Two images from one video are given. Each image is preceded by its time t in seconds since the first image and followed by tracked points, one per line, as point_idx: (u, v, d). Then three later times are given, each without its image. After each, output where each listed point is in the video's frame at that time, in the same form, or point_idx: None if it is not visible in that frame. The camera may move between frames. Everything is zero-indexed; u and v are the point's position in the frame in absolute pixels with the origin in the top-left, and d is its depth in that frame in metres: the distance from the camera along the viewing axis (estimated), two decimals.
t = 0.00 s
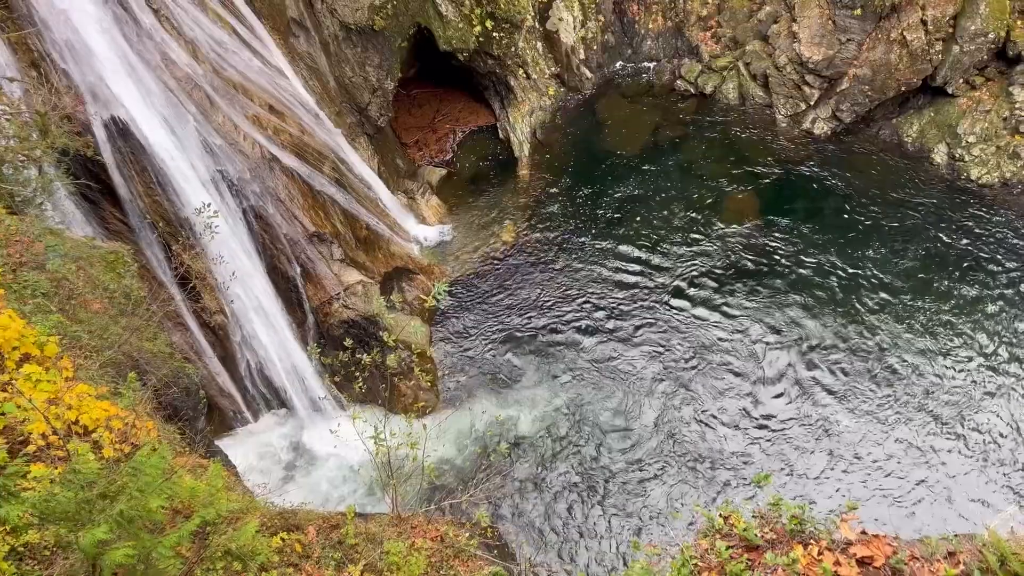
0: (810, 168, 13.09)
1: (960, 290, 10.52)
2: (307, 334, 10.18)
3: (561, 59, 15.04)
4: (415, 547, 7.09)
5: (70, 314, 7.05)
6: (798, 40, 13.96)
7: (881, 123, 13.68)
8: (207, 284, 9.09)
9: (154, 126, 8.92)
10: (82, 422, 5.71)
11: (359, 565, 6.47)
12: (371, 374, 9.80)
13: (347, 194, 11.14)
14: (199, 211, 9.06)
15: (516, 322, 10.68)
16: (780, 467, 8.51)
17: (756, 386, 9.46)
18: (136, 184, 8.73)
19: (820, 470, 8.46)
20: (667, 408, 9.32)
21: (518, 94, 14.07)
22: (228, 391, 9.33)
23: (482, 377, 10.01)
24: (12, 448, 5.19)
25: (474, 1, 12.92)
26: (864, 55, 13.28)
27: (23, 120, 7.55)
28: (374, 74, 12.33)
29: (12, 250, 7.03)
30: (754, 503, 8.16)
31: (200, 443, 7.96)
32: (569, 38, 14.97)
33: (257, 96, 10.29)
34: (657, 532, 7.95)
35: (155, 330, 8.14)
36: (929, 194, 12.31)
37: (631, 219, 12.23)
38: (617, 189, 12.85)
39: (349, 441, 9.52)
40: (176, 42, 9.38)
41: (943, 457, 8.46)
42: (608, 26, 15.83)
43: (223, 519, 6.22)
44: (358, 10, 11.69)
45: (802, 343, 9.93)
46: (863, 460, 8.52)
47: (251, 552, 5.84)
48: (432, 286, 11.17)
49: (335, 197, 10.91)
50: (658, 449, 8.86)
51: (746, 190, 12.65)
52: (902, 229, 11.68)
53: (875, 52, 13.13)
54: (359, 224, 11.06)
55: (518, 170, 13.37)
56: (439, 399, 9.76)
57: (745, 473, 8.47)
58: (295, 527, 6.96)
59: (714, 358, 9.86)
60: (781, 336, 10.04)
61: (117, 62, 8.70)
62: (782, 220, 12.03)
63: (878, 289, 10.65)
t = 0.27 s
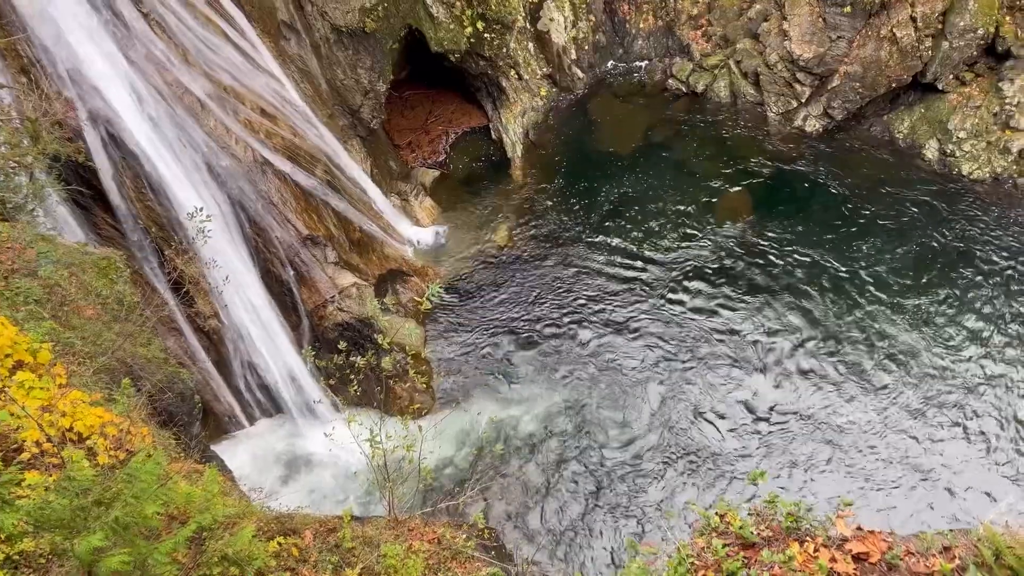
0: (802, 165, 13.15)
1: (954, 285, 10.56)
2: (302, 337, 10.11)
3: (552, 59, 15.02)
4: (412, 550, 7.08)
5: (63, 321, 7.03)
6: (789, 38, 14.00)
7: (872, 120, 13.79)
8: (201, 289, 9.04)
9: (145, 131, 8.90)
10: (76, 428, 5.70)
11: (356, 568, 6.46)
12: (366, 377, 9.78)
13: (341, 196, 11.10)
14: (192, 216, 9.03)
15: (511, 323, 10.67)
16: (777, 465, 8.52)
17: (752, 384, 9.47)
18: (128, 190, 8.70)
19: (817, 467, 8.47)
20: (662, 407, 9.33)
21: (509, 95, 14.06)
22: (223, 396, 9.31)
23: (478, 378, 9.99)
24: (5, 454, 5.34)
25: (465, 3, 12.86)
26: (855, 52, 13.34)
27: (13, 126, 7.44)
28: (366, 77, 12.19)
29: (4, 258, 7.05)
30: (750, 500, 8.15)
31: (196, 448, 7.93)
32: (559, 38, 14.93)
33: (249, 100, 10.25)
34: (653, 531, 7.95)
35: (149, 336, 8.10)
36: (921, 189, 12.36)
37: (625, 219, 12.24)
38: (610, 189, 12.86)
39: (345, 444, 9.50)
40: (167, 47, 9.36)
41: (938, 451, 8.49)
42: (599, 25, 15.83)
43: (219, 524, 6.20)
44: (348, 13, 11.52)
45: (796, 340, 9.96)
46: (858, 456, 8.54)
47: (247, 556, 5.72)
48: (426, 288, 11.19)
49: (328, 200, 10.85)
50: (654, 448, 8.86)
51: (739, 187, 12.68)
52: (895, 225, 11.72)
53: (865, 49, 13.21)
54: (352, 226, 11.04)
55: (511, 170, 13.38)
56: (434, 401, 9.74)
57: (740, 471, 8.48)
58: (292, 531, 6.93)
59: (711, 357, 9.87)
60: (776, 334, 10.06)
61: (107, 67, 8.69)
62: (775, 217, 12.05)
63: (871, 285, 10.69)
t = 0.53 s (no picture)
0: (795, 163, 13.18)
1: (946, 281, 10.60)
2: (296, 342, 10.11)
3: (544, 60, 14.99)
4: (410, 553, 7.06)
5: (56, 329, 7.01)
6: (779, 37, 13.99)
7: (864, 117, 13.84)
8: (195, 295, 9.03)
9: (137, 137, 8.86)
10: (71, 435, 5.78)
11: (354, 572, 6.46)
12: (362, 381, 9.76)
13: (333, 200, 11.08)
14: (184, 221, 8.96)
15: (506, 324, 10.66)
16: (774, 463, 8.53)
17: (748, 383, 9.48)
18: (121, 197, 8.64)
19: (814, 465, 8.47)
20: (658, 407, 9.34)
21: (501, 97, 14.01)
22: (219, 403, 9.24)
23: (474, 381, 9.98)
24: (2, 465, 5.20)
25: (455, 5, 12.76)
26: (845, 50, 13.40)
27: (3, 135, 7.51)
28: (357, 80, 12.18)
29: None
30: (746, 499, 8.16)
31: (191, 455, 7.90)
32: (551, 39, 14.89)
33: (240, 105, 10.23)
34: (651, 531, 7.95)
35: (143, 343, 8.05)
36: (912, 187, 12.42)
37: (619, 218, 12.25)
38: (603, 190, 12.87)
39: (341, 448, 9.48)
40: (157, 54, 9.37)
41: (934, 447, 8.51)
42: (590, 26, 15.81)
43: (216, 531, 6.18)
44: (339, 16, 11.54)
45: (791, 338, 9.98)
46: (854, 453, 8.55)
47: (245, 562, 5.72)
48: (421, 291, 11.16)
49: (321, 204, 10.81)
50: (651, 447, 8.87)
51: (731, 185, 12.70)
52: (887, 222, 11.76)
53: (855, 46, 13.28)
54: (346, 230, 10.99)
55: (504, 172, 13.38)
56: (430, 404, 9.72)
57: (736, 469, 8.50)
58: (289, 536, 6.93)
59: (706, 356, 9.88)
60: (772, 332, 10.07)
61: (98, 74, 8.67)
62: (768, 216, 12.06)
63: (865, 282, 10.72)
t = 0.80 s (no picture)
0: (787, 161, 13.23)
1: (938, 277, 10.66)
2: (291, 347, 10.10)
3: (535, 62, 14.97)
4: (407, 557, 7.04)
5: (49, 338, 6.95)
6: (768, 36, 14.01)
7: (854, 114, 13.95)
8: (188, 302, 8.97)
9: (128, 145, 8.84)
10: (65, 445, 5.88)
11: None
12: (357, 386, 9.74)
13: (326, 205, 11.07)
14: (177, 228, 8.95)
15: (500, 326, 10.65)
16: (771, 462, 8.54)
17: (744, 382, 9.48)
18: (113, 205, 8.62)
19: (811, 463, 8.48)
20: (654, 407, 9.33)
21: (493, 99, 14.00)
22: (214, 409, 9.17)
23: (469, 384, 9.96)
24: None
25: (445, 8, 12.59)
26: (834, 48, 13.47)
27: None
28: (348, 85, 12.21)
29: None
30: (742, 498, 8.18)
31: (187, 463, 7.86)
32: (541, 41, 14.85)
33: (231, 111, 10.19)
34: (648, 532, 7.96)
35: (137, 351, 8.00)
36: (903, 184, 12.48)
37: (611, 219, 12.27)
38: (596, 190, 12.89)
39: (337, 453, 9.47)
40: (146, 60, 9.29)
41: (928, 443, 8.54)
42: (581, 27, 15.90)
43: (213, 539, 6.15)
44: (329, 21, 11.53)
45: (785, 336, 9.99)
46: (850, 451, 8.56)
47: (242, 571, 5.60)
48: (415, 294, 11.12)
49: (313, 209, 10.81)
50: (647, 448, 8.87)
51: (723, 184, 12.74)
52: (879, 219, 11.81)
53: (844, 44, 13.37)
54: (339, 235, 10.99)
55: (497, 175, 13.36)
56: (426, 408, 9.71)
57: (731, 468, 8.52)
58: (286, 543, 6.90)
59: (701, 355, 9.89)
60: (767, 331, 10.09)
61: (87, 82, 8.63)
62: (759, 215, 12.10)
63: (858, 279, 10.76)
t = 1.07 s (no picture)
0: (777, 160, 13.29)
1: (928, 273, 10.72)
2: (284, 352, 10.11)
3: (524, 65, 14.98)
4: (403, 562, 6.97)
5: (40, 347, 6.91)
6: (756, 35, 14.09)
7: (843, 112, 14.06)
8: (180, 309, 8.92)
9: (117, 152, 8.79)
10: (57, 455, 5.80)
11: None
12: (352, 391, 9.67)
13: (317, 210, 11.03)
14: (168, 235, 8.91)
15: (494, 329, 10.64)
16: (766, 459, 8.56)
17: (739, 380, 9.50)
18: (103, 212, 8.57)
19: (805, 461, 8.50)
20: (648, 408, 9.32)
21: (484, 101, 14.03)
22: (208, 417, 9.09)
23: (463, 387, 9.95)
24: None
25: (434, 11, 12.52)
26: (823, 46, 13.53)
27: None
28: (338, 89, 12.21)
29: None
30: (736, 496, 8.19)
31: (181, 471, 7.82)
32: (530, 44, 14.92)
33: (221, 117, 10.12)
34: (644, 531, 7.97)
35: (129, 359, 7.95)
36: (891, 182, 12.59)
37: (603, 219, 12.29)
38: (587, 191, 12.91)
39: (331, 459, 9.43)
40: (135, 67, 9.24)
41: (922, 440, 8.56)
42: (570, 29, 15.94)
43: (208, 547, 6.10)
44: (318, 26, 11.48)
45: (779, 335, 10.00)
46: (845, 450, 8.56)
47: None
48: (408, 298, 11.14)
49: (305, 214, 10.77)
50: (642, 448, 8.87)
51: (714, 184, 12.78)
52: (870, 216, 11.87)
53: (833, 42, 13.42)
54: (331, 240, 10.94)
55: (488, 177, 13.34)
56: (421, 411, 9.67)
57: (726, 467, 8.52)
58: (282, 549, 6.88)
59: (695, 355, 9.89)
60: (760, 329, 10.11)
61: (75, 90, 8.60)
62: (751, 214, 12.13)
63: (851, 277, 10.79)
